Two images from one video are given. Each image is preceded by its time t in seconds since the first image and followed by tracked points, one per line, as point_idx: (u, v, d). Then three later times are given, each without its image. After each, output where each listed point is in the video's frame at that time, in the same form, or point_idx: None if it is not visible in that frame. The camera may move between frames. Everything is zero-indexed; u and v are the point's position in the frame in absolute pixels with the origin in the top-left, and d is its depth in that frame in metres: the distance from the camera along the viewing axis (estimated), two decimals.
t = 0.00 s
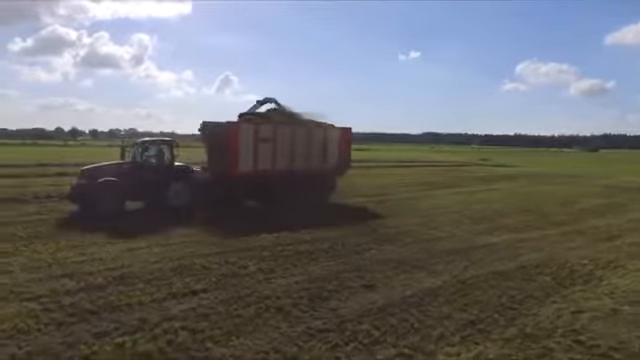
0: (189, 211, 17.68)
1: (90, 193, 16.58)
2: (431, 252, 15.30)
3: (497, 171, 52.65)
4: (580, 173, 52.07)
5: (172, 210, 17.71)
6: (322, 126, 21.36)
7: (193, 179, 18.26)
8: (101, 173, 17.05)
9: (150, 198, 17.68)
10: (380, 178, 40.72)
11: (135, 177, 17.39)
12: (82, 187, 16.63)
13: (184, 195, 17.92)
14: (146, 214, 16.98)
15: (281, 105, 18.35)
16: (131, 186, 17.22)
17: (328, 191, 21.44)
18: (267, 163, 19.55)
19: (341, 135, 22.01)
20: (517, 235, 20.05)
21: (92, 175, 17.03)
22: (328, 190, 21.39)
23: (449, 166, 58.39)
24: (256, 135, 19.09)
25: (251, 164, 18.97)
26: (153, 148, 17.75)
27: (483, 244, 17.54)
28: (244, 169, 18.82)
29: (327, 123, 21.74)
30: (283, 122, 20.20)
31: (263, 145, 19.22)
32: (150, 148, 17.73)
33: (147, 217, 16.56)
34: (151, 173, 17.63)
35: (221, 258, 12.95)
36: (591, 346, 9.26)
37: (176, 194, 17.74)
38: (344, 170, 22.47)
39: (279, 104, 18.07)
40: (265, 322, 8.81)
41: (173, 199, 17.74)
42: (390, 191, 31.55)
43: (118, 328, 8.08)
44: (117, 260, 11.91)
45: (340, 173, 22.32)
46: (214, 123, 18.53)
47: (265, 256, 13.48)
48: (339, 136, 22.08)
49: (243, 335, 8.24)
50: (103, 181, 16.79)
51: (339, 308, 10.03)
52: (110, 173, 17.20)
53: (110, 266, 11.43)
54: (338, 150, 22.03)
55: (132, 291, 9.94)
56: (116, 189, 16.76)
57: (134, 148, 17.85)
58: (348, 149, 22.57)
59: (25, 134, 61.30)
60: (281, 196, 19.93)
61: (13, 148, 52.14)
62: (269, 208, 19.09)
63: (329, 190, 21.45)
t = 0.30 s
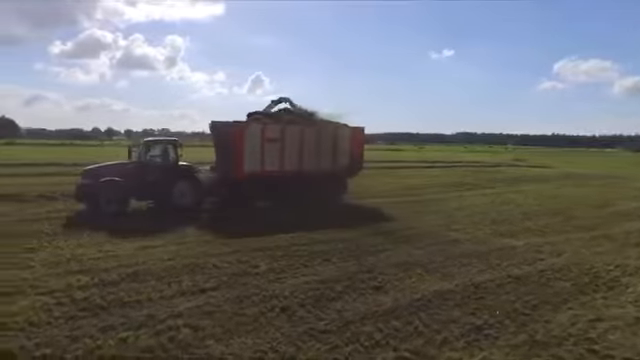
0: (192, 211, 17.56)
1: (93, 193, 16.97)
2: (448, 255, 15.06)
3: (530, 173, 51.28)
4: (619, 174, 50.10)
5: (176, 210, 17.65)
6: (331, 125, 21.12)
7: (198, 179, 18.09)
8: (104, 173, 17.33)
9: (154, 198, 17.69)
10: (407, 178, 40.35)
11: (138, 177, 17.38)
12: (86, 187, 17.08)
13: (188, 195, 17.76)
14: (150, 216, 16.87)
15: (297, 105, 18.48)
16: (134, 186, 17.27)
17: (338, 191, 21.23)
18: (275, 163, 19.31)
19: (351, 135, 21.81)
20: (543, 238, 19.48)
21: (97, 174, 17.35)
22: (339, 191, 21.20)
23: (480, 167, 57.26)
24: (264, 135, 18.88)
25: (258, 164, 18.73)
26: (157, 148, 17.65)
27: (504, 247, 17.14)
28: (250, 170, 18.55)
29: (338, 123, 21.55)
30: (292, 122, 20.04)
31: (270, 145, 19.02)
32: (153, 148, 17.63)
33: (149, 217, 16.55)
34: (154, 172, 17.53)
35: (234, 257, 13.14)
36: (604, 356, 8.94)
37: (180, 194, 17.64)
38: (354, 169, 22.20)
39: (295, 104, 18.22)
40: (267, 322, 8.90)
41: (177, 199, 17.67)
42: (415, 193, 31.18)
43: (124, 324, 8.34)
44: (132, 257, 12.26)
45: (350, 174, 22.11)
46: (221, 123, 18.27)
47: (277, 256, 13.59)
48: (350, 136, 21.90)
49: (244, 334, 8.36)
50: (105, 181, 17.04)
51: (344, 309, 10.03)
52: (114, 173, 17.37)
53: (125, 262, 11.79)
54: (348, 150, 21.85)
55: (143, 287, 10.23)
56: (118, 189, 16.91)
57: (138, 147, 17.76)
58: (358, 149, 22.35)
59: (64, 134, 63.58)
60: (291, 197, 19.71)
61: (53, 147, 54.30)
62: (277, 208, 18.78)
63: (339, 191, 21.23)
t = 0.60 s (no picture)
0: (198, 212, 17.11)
1: (97, 191, 16.41)
2: (468, 258, 14.74)
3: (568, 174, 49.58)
4: None
5: (182, 210, 17.22)
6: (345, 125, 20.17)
7: (204, 179, 17.63)
8: (108, 171, 16.72)
9: (160, 197, 17.16)
10: (437, 179, 39.73)
11: (144, 176, 16.82)
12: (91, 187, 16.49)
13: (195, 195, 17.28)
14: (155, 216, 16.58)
15: (312, 104, 18.46)
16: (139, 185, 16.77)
17: (351, 193, 20.30)
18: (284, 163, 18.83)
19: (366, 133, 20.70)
20: (571, 242, 18.81)
21: (101, 173, 16.73)
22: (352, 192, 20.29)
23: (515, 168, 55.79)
24: (271, 134, 18.44)
25: (265, 164, 18.35)
26: (162, 148, 17.02)
27: (530, 251, 16.62)
28: (257, 170, 18.26)
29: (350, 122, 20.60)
30: (301, 121, 19.41)
31: (278, 144, 18.52)
32: (159, 148, 17.03)
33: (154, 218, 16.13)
34: (160, 172, 16.98)
35: (251, 256, 13.26)
36: None
37: (186, 195, 17.15)
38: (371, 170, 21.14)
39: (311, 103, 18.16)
40: (274, 321, 8.95)
41: (183, 198, 17.18)
42: (443, 194, 30.66)
43: (134, 319, 8.56)
44: (151, 254, 12.56)
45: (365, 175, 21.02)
46: (228, 123, 18.20)
47: (294, 256, 13.64)
48: (364, 135, 20.73)
49: (249, 332, 8.43)
50: (109, 180, 16.48)
51: (354, 310, 9.97)
52: (119, 172, 16.75)
53: (144, 259, 12.08)
54: (363, 149, 20.66)
55: (157, 284, 10.47)
56: (122, 189, 16.32)
57: (145, 147, 17.28)
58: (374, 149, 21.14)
59: (102, 134, 65.73)
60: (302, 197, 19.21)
61: (92, 145, 56.34)
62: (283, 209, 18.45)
63: (353, 192, 20.30)
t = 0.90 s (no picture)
0: (197, 211, 17.11)
1: (94, 192, 16.37)
2: (481, 262, 14.52)
3: (600, 175, 47.98)
4: None
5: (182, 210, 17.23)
6: (350, 125, 20.06)
7: (204, 179, 17.67)
8: (106, 172, 16.78)
9: (160, 197, 17.23)
10: (462, 180, 39.09)
11: (143, 176, 16.94)
12: (89, 187, 16.45)
13: (194, 194, 17.31)
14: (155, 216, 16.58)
15: (325, 104, 18.69)
16: (139, 185, 16.89)
17: (356, 194, 20.18)
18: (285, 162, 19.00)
19: (373, 133, 20.53)
20: (595, 246, 18.25)
21: (99, 174, 16.75)
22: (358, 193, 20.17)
23: (545, 168, 54.33)
24: (272, 134, 18.64)
25: (265, 163, 18.64)
26: (162, 149, 17.20)
27: (548, 255, 16.22)
28: (257, 169, 18.58)
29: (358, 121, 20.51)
30: (305, 121, 19.44)
31: (279, 144, 18.70)
32: (159, 148, 17.20)
33: (152, 217, 16.18)
34: (159, 172, 17.08)
35: (261, 256, 13.44)
36: None
37: (185, 194, 17.19)
38: (377, 172, 20.88)
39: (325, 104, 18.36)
40: (274, 320, 9.05)
41: (183, 198, 17.22)
42: (466, 195, 30.19)
43: (139, 314, 8.82)
44: (164, 252, 12.88)
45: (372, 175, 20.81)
46: (231, 122, 18.74)
47: (304, 256, 13.76)
48: (371, 135, 20.56)
49: (248, 331, 8.55)
50: (108, 180, 16.56)
51: (357, 310, 9.97)
52: (117, 173, 16.81)
53: (156, 257, 12.40)
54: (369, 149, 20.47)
55: (166, 281, 10.74)
56: (121, 189, 16.42)
57: (144, 148, 17.48)
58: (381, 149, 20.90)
59: (133, 133, 67.39)
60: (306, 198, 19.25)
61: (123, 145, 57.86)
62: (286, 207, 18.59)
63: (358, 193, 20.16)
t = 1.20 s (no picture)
0: (192, 212, 17.10)
1: (88, 193, 16.49)
2: (487, 265, 14.37)
3: (627, 176, 46.73)
4: None
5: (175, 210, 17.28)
6: (348, 125, 19.95)
7: (199, 179, 17.61)
8: (101, 172, 16.87)
9: (154, 197, 17.28)
10: (481, 181, 38.60)
11: (137, 176, 17.00)
12: (84, 187, 16.62)
13: (189, 195, 17.31)
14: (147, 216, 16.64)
15: (328, 105, 18.74)
16: (134, 185, 16.94)
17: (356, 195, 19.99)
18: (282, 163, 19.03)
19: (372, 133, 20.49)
20: (610, 249, 17.83)
21: (95, 174, 16.91)
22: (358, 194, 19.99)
23: (569, 169, 53.11)
24: (268, 134, 18.69)
25: (261, 163, 18.70)
26: (156, 149, 17.19)
27: (559, 258, 15.94)
28: (254, 169, 18.66)
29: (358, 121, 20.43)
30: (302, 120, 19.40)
31: (275, 144, 18.75)
32: (154, 148, 17.21)
33: (144, 217, 16.24)
34: (154, 172, 17.09)
35: (265, 256, 13.60)
36: None
37: (179, 194, 17.20)
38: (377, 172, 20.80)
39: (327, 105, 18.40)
40: (269, 320, 9.17)
41: (176, 198, 17.27)
42: (482, 197, 29.82)
43: (138, 311, 9.06)
44: (170, 251, 13.16)
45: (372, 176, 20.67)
46: (227, 122, 18.80)
47: (308, 256, 13.87)
48: (371, 135, 20.52)
49: (242, 329, 8.70)
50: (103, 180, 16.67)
51: (354, 311, 10.01)
52: (112, 172, 16.92)
53: (161, 256, 12.68)
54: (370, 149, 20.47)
55: (168, 280, 10.99)
56: (114, 189, 16.51)
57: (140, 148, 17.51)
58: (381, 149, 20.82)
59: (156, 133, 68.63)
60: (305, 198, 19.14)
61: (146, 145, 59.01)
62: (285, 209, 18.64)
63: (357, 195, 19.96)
